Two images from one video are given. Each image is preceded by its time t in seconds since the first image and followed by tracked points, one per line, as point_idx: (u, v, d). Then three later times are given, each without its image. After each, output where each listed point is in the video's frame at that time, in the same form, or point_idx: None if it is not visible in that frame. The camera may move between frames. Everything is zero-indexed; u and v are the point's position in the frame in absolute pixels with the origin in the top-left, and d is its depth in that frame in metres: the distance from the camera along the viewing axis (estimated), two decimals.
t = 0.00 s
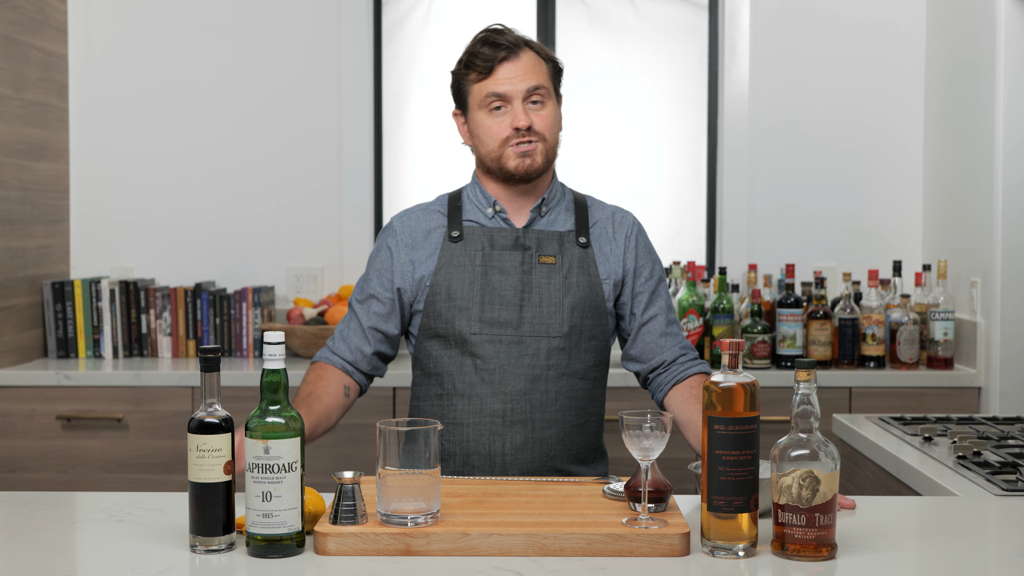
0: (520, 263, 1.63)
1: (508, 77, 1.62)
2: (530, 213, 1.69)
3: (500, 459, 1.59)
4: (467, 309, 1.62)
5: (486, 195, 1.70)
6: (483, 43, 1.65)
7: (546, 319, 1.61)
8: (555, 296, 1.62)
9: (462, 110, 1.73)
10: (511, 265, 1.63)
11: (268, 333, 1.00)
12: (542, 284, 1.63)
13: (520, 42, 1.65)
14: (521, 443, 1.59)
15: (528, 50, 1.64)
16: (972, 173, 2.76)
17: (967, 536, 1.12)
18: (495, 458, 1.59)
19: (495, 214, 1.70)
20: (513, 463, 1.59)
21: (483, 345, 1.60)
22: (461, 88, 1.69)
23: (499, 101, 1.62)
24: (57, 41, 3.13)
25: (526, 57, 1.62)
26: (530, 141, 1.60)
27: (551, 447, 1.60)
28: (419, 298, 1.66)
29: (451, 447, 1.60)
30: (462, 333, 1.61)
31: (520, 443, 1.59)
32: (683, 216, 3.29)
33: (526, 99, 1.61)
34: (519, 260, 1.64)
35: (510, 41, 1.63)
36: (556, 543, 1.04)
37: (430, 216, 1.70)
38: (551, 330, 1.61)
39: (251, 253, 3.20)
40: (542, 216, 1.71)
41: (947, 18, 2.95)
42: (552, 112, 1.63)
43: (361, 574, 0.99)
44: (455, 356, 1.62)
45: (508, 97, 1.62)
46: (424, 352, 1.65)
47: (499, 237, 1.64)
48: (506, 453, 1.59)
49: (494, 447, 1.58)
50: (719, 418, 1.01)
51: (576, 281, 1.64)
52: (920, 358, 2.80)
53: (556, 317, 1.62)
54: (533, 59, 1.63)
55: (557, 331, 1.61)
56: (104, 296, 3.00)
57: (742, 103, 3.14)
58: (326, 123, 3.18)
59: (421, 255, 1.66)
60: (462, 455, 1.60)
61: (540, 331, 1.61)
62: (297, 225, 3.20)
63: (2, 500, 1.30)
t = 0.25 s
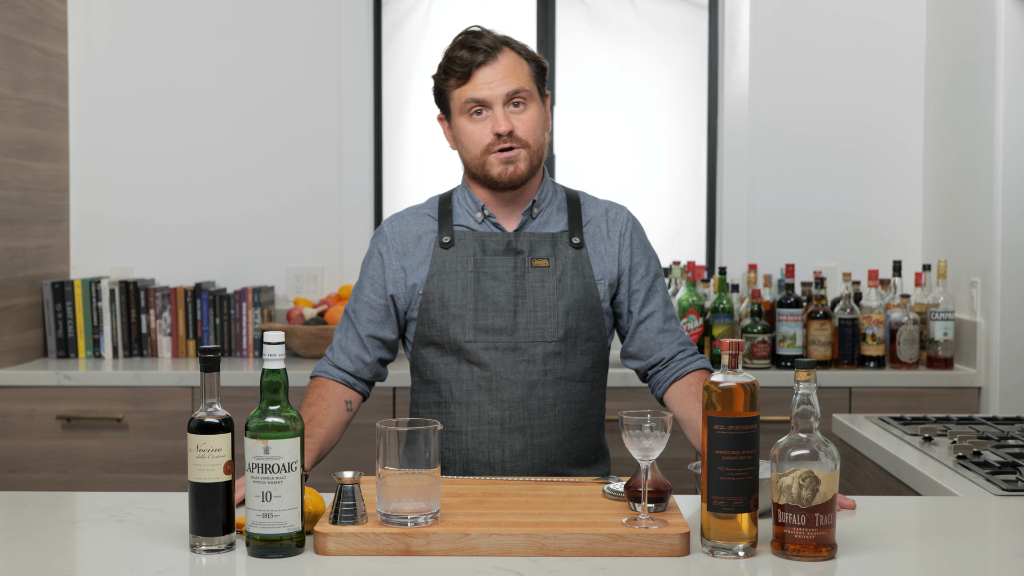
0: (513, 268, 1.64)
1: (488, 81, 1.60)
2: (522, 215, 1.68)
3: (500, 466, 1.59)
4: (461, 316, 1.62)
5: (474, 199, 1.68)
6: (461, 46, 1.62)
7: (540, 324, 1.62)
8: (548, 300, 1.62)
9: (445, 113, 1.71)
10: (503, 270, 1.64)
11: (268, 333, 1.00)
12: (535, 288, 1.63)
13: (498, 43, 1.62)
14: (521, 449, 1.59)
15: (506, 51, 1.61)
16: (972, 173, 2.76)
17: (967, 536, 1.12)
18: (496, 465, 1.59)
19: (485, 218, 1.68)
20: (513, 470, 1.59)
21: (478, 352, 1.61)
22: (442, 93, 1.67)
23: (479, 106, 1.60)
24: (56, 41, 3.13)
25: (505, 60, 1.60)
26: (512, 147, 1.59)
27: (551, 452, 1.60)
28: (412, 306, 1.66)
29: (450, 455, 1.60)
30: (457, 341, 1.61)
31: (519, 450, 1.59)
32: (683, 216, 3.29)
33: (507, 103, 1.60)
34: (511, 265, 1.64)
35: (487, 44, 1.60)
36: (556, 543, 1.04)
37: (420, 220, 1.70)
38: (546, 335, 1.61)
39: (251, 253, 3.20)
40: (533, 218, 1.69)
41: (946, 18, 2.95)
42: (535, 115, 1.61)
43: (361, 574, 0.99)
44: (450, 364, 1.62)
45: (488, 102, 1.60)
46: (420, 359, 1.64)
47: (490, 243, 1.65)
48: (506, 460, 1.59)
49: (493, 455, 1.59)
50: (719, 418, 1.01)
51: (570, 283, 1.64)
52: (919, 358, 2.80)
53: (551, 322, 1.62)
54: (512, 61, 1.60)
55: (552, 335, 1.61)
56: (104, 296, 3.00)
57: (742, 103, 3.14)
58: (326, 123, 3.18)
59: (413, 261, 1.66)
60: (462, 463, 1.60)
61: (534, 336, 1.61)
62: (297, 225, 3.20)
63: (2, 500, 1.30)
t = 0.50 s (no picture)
0: (514, 268, 1.64)
1: (484, 78, 1.60)
2: (521, 214, 1.68)
3: (510, 467, 1.59)
4: (463, 318, 1.62)
5: (473, 198, 1.68)
6: (456, 45, 1.63)
7: (543, 324, 1.62)
8: (551, 299, 1.62)
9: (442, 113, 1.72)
10: (505, 270, 1.63)
11: (268, 333, 1.00)
12: (537, 288, 1.63)
13: (493, 41, 1.63)
14: (530, 450, 1.60)
15: (501, 48, 1.62)
16: (972, 173, 2.76)
17: (967, 536, 1.12)
18: (505, 467, 1.60)
19: (484, 218, 1.68)
20: (523, 470, 1.60)
21: (482, 353, 1.60)
22: (438, 92, 1.68)
23: (475, 103, 1.61)
24: (56, 41, 3.13)
25: (500, 57, 1.61)
26: (508, 144, 1.59)
27: (560, 451, 1.60)
28: (412, 307, 1.65)
29: (459, 459, 1.60)
30: (460, 343, 1.61)
31: (528, 450, 1.60)
32: (683, 216, 3.29)
33: (503, 100, 1.60)
34: (512, 264, 1.64)
35: (482, 41, 1.61)
36: (556, 543, 1.04)
37: (418, 218, 1.69)
38: (549, 334, 1.61)
39: (251, 254, 3.20)
40: (532, 217, 1.69)
41: (946, 18, 2.95)
42: (530, 111, 1.61)
43: (361, 574, 0.99)
44: (454, 366, 1.62)
45: (484, 100, 1.60)
46: (423, 362, 1.64)
47: (490, 243, 1.64)
48: (515, 462, 1.59)
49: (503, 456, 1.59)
50: (720, 418, 1.01)
51: (572, 281, 1.64)
52: (920, 358, 2.80)
53: (554, 321, 1.62)
54: (507, 59, 1.61)
55: (556, 334, 1.61)
56: (104, 296, 3.00)
57: (742, 103, 3.14)
58: (326, 123, 3.18)
59: (411, 261, 1.65)
60: (471, 466, 1.60)
61: (538, 336, 1.61)
62: (297, 225, 3.20)
63: (2, 500, 1.30)
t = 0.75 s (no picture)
0: (526, 265, 1.63)
1: (495, 73, 1.61)
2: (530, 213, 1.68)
3: (536, 464, 1.59)
4: (478, 316, 1.61)
5: (482, 196, 1.68)
6: (467, 41, 1.65)
7: (558, 319, 1.61)
8: (564, 295, 1.62)
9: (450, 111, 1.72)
10: (517, 267, 1.63)
11: (268, 334, 1.00)
12: (550, 284, 1.62)
13: (503, 37, 1.64)
14: (555, 445, 1.60)
15: (512, 44, 1.63)
16: (972, 173, 2.76)
17: (967, 536, 1.12)
18: (531, 464, 1.60)
19: (494, 216, 1.68)
20: (549, 466, 1.60)
21: (500, 351, 1.60)
22: (447, 88, 1.68)
23: (486, 97, 1.61)
24: (57, 41, 3.13)
25: (511, 52, 1.62)
26: (520, 136, 1.59)
27: (583, 444, 1.61)
28: (422, 306, 1.64)
29: (484, 458, 1.59)
30: (477, 341, 1.60)
31: (553, 446, 1.59)
32: (683, 216, 3.29)
33: (514, 95, 1.60)
34: (524, 262, 1.63)
35: (494, 37, 1.62)
36: (556, 543, 1.04)
37: (424, 219, 1.69)
38: (564, 329, 1.61)
39: (251, 254, 3.20)
40: (540, 215, 1.70)
41: (946, 18, 2.95)
42: (541, 107, 1.62)
43: (361, 574, 0.99)
44: (471, 365, 1.61)
45: (495, 93, 1.61)
46: (437, 365, 1.63)
47: (500, 241, 1.64)
48: (541, 458, 1.59)
49: (528, 452, 1.59)
50: (720, 418, 1.01)
51: (582, 277, 1.64)
52: (920, 358, 2.80)
53: (567, 316, 1.62)
54: (518, 55, 1.62)
55: (570, 329, 1.62)
56: (104, 296, 3.00)
57: (742, 103, 3.14)
58: (326, 123, 3.18)
59: (420, 261, 1.65)
60: (497, 465, 1.60)
61: (554, 331, 1.61)
62: (297, 225, 3.20)
63: (2, 500, 1.30)
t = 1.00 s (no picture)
0: (532, 261, 1.63)
1: (513, 67, 1.64)
2: (537, 210, 1.69)
3: (533, 458, 1.59)
4: (483, 310, 1.61)
5: (490, 192, 1.68)
6: (491, 36, 1.68)
7: (562, 314, 1.61)
8: (568, 292, 1.62)
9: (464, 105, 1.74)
10: (523, 263, 1.63)
11: (268, 334, 1.00)
12: (554, 280, 1.63)
13: (525, 38, 1.68)
14: (553, 439, 1.59)
15: (532, 44, 1.67)
16: (972, 173, 2.76)
17: (967, 536, 1.12)
18: (528, 458, 1.59)
19: (501, 212, 1.68)
20: (546, 461, 1.59)
21: (503, 345, 1.60)
22: (465, 81, 1.71)
23: (502, 89, 1.64)
24: (57, 41, 3.13)
25: (530, 50, 1.65)
26: (531, 129, 1.61)
27: (582, 440, 1.60)
28: (429, 301, 1.64)
29: (481, 451, 1.59)
30: (481, 335, 1.60)
31: (551, 440, 1.59)
32: (683, 216, 3.29)
33: (529, 90, 1.63)
34: (529, 257, 1.64)
35: (517, 35, 1.66)
36: (556, 543, 1.04)
37: (433, 216, 1.69)
38: (568, 324, 1.61)
39: (251, 253, 3.20)
40: (546, 214, 1.70)
41: (946, 18, 2.95)
42: (554, 106, 1.65)
43: (361, 574, 0.99)
44: (473, 359, 1.61)
45: (511, 86, 1.63)
46: (439, 359, 1.63)
47: (507, 237, 1.64)
48: (539, 452, 1.59)
49: (527, 447, 1.59)
50: (720, 418, 1.01)
51: (587, 274, 1.64)
52: (920, 358, 2.80)
53: (571, 312, 1.62)
54: (537, 54, 1.66)
55: (574, 325, 1.61)
56: (104, 296, 3.00)
57: (742, 103, 3.14)
58: (326, 123, 3.18)
59: (428, 256, 1.65)
60: (495, 458, 1.59)
61: (557, 326, 1.61)
62: (297, 225, 3.20)
63: (2, 500, 1.30)
